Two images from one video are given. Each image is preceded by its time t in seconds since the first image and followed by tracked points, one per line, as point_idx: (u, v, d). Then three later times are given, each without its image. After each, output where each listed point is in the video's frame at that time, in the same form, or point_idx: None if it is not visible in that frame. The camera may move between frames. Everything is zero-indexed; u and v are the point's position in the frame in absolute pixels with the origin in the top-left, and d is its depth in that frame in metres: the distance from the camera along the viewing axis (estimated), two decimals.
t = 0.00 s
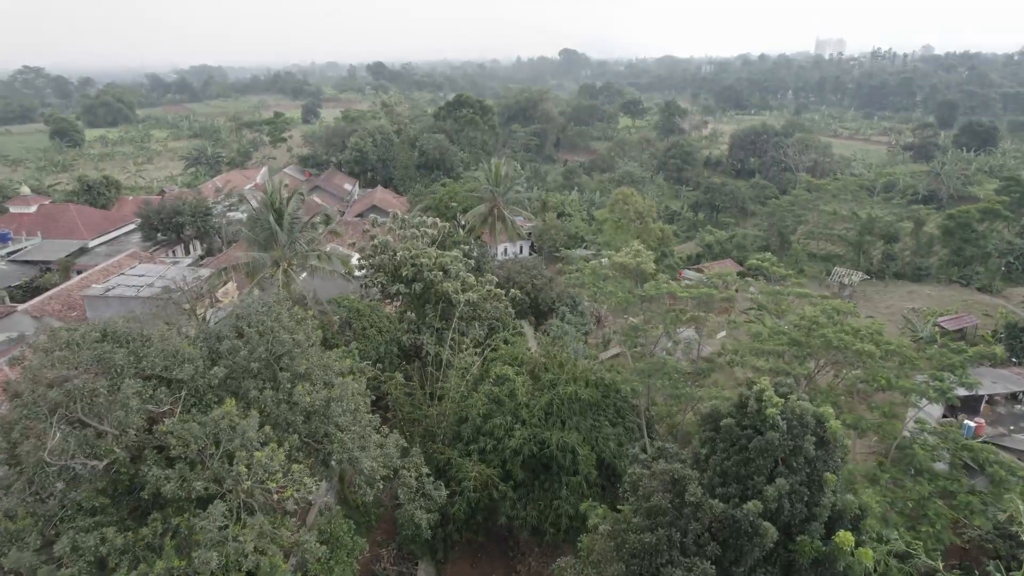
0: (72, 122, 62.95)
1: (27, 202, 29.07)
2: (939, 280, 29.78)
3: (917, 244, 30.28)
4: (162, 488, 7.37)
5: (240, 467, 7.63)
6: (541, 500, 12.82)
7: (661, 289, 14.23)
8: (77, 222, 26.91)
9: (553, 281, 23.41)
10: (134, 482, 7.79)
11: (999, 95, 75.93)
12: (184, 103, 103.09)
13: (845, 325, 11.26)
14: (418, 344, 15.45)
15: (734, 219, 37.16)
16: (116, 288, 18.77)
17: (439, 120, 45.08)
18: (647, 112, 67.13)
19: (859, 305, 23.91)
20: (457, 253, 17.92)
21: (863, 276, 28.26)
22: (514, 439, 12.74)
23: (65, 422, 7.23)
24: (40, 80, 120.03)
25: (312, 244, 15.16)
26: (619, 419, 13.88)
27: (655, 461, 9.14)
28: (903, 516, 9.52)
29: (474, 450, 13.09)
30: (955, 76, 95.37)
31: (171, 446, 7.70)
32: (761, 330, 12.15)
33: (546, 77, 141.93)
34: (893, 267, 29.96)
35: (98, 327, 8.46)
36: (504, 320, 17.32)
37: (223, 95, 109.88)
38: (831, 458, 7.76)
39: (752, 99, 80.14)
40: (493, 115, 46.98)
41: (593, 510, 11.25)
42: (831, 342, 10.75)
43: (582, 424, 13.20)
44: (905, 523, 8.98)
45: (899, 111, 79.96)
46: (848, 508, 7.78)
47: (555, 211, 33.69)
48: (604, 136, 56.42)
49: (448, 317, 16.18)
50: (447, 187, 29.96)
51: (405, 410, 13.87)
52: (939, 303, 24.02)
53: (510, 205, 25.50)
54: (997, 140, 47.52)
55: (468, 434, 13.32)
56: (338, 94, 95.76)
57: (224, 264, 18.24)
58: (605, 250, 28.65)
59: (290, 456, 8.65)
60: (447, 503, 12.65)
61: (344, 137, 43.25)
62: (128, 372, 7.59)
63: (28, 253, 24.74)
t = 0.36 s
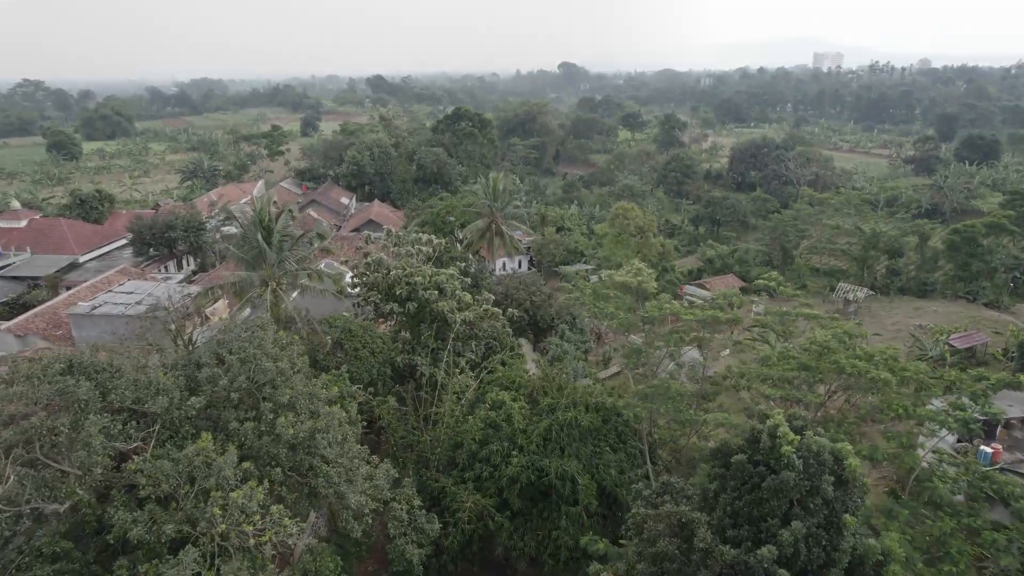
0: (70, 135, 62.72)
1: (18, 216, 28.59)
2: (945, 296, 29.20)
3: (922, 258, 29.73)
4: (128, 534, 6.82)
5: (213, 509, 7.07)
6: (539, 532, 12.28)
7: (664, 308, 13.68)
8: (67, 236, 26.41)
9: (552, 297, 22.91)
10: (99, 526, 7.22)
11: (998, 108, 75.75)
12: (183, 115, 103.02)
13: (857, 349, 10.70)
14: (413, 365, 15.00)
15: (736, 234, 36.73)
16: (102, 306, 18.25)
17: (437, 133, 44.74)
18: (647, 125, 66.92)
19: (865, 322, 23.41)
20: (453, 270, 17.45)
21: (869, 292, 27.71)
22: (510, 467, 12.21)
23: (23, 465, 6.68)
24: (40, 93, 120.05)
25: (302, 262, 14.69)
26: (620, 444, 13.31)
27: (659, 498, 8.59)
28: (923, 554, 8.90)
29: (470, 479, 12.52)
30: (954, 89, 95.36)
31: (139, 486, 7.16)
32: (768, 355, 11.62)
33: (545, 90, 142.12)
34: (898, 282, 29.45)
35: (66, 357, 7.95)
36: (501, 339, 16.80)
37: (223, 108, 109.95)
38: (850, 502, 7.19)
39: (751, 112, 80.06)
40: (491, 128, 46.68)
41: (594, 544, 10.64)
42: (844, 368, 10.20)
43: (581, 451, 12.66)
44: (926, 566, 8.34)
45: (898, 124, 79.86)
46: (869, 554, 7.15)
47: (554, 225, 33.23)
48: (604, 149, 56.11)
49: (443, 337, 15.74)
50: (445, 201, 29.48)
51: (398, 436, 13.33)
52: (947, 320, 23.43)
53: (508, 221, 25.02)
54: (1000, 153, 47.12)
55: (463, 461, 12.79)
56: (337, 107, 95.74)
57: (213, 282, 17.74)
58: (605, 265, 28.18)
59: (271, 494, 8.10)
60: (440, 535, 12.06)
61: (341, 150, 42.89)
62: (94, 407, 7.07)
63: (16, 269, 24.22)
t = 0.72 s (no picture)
0: (66, 141, 62.34)
1: (7, 225, 28.06)
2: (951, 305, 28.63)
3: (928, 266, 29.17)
4: None
5: (184, 548, 6.41)
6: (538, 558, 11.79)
7: (667, 322, 13.09)
8: (57, 244, 25.89)
9: (552, 308, 22.39)
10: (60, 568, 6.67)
11: (999, 113, 75.38)
12: (182, 121, 102.75)
13: (872, 368, 10.12)
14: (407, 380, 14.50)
15: (737, 241, 36.23)
16: (88, 317, 17.71)
17: (435, 140, 44.32)
18: (647, 132, 66.53)
19: (870, 333, 22.91)
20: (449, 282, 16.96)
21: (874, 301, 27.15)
22: (507, 490, 11.65)
23: None
24: (39, 98, 119.87)
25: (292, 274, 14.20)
26: (622, 464, 12.76)
27: (665, 531, 8.12)
28: None
29: (465, 501, 11.97)
30: (954, 95, 95.07)
31: (104, 524, 6.58)
32: (777, 374, 11.09)
33: (545, 96, 141.86)
34: (903, 290, 28.90)
35: (29, 384, 7.42)
36: (498, 353, 16.31)
37: (221, 114, 109.64)
38: (872, 542, 6.78)
39: (751, 118, 79.69)
40: (490, 134, 46.23)
41: (594, 573, 10.12)
42: (859, 390, 9.64)
43: (581, 472, 12.13)
44: None
45: (899, 130, 79.50)
46: None
47: (553, 233, 32.73)
48: (603, 156, 55.68)
49: (438, 352, 15.26)
50: (442, 209, 28.97)
51: (391, 456, 12.79)
52: (956, 331, 22.85)
53: (506, 229, 24.51)
54: (1003, 159, 46.62)
55: (458, 483, 12.24)
56: (336, 113, 95.43)
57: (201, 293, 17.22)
58: (605, 274, 27.70)
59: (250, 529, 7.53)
60: (435, 561, 11.54)
61: (338, 157, 42.43)
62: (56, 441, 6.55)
63: (4, 278, 23.69)
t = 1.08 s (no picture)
0: (62, 142, 61.79)
1: None
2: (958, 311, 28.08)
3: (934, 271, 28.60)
4: None
5: None
6: None
7: (670, 333, 12.53)
8: (47, 248, 25.32)
9: (551, 315, 21.87)
10: None
11: (1001, 115, 74.91)
12: (180, 122, 102.22)
13: (888, 385, 9.57)
14: (401, 392, 14.07)
15: (740, 245, 35.71)
16: (74, 324, 17.15)
17: (433, 142, 43.83)
18: (647, 133, 66.00)
19: (877, 340, 22.41)
20: (445, 290, 16.48)
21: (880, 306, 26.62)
22: (504, 509, 11.14)
23: None
24: (36, 99, 119.29)
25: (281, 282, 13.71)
26: (623, 481, 12.29)
27: (671, 564, 8.04)
28: None
29: (461, 520, 11.48)
30: (955, 96, 94.62)
31: (64, 563, 6.00)
32: (786, 390, 10.51)
33: (544, 98, 141.30)
34: (909, 296, 28.39)
35: None
36: (496, 363, 15.82)
37: (219, 116, 109.04)
38: None
39: (752, 120, 79.15)
40: (489, 136, 45.74)
41: None
42: (875, 409, 9.05)
43: (580, 491, 11.66)
44: None
45: (900, 132, 78.98)
46: None
47: (553, 237, 32.22)
48: (603, 158, 55.15)
49: (434, 363, 14.85)
50: (440, 213, 28.47)
51: (383, 473, 12.28)
52: (965, 340, 22.29)
53: (504, 234, 24.02)
54: (1007, 161, 46.10)
55: (453, 501, 11.73)
56: (334, 115, 94.85)
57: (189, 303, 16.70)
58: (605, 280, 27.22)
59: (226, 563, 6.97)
60: None
61: (335, 159, 41.93)
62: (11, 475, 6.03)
63: None
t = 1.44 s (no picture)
0: (58, 143, 61.30)
1: None
2: (965, 315, 27.54)
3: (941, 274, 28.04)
4: None
5: None
6: None
7: (674, 344, 11.96)
8: (34, 251, 24.79)
9: (551, 320, 21.36)
10: None
11: (1003, 115, 74.35)
12: (178, 122, 101.71)
13: (906, 402, 8.94)
14: (395, 404, 13.57)
15: (742, 248, 35.21)
16: (57, 332, 16.63)
17: (431, 143, 43.36)
18: (647, 134, 65.45)
19: (884, 346, 21.91)
20: (441, 297, 15.96)
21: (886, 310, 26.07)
22: (500, 529, 10.62)
23: None
24: (33, 100, 118.76)
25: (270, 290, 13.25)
26: (625, 498, 11.77)
27: None
28: None
29: (455, 540, 10.98)
30: (957, 95, 93.94)
31: None
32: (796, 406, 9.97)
33: (544, 98, 140.80)
34: (914, 300, 27.84)
35: None
36: (493, 372, 15.30)
37: (217, 116, 108.45)
38: None
39: (753, 120, 78.62)
40: (488, 137, 45.22)
41: None
42: (891, 429, 8.45)
43: (579, 510, 11.16)
44: None
45: (902, 132, 78.43)
46: None
47: (552, 239, 31.71)
48: (603, 159, 54.65)
49: (430, 373, 14.35)
50: (437, 215, 27.95)
51: (374, 490, 11.75)
52: (973, 346, 21.77)
53: (503, 238, 23.53)
54: (1012, 162, 45.52)
55: (447, 520, 11.21)
56: (333, 115, 94.28)
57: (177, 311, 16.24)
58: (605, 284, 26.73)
59: None
60: None
61: (332, 160, 41.44)
62: None
63: None
